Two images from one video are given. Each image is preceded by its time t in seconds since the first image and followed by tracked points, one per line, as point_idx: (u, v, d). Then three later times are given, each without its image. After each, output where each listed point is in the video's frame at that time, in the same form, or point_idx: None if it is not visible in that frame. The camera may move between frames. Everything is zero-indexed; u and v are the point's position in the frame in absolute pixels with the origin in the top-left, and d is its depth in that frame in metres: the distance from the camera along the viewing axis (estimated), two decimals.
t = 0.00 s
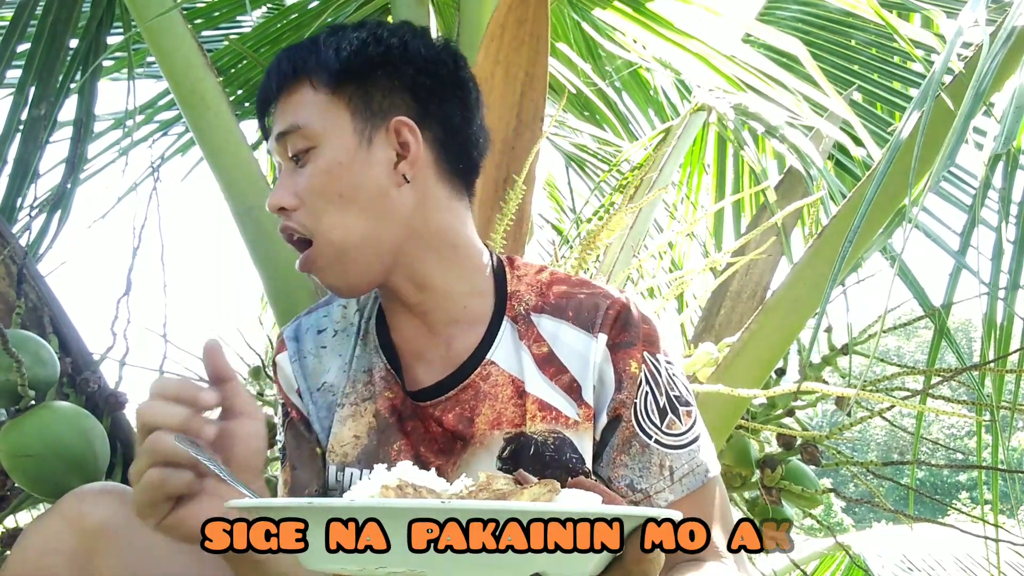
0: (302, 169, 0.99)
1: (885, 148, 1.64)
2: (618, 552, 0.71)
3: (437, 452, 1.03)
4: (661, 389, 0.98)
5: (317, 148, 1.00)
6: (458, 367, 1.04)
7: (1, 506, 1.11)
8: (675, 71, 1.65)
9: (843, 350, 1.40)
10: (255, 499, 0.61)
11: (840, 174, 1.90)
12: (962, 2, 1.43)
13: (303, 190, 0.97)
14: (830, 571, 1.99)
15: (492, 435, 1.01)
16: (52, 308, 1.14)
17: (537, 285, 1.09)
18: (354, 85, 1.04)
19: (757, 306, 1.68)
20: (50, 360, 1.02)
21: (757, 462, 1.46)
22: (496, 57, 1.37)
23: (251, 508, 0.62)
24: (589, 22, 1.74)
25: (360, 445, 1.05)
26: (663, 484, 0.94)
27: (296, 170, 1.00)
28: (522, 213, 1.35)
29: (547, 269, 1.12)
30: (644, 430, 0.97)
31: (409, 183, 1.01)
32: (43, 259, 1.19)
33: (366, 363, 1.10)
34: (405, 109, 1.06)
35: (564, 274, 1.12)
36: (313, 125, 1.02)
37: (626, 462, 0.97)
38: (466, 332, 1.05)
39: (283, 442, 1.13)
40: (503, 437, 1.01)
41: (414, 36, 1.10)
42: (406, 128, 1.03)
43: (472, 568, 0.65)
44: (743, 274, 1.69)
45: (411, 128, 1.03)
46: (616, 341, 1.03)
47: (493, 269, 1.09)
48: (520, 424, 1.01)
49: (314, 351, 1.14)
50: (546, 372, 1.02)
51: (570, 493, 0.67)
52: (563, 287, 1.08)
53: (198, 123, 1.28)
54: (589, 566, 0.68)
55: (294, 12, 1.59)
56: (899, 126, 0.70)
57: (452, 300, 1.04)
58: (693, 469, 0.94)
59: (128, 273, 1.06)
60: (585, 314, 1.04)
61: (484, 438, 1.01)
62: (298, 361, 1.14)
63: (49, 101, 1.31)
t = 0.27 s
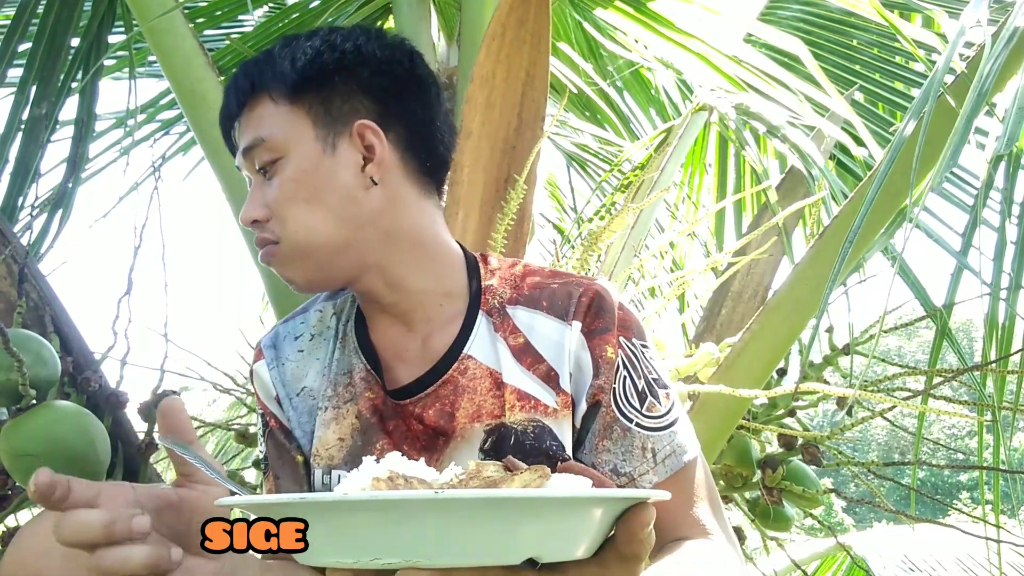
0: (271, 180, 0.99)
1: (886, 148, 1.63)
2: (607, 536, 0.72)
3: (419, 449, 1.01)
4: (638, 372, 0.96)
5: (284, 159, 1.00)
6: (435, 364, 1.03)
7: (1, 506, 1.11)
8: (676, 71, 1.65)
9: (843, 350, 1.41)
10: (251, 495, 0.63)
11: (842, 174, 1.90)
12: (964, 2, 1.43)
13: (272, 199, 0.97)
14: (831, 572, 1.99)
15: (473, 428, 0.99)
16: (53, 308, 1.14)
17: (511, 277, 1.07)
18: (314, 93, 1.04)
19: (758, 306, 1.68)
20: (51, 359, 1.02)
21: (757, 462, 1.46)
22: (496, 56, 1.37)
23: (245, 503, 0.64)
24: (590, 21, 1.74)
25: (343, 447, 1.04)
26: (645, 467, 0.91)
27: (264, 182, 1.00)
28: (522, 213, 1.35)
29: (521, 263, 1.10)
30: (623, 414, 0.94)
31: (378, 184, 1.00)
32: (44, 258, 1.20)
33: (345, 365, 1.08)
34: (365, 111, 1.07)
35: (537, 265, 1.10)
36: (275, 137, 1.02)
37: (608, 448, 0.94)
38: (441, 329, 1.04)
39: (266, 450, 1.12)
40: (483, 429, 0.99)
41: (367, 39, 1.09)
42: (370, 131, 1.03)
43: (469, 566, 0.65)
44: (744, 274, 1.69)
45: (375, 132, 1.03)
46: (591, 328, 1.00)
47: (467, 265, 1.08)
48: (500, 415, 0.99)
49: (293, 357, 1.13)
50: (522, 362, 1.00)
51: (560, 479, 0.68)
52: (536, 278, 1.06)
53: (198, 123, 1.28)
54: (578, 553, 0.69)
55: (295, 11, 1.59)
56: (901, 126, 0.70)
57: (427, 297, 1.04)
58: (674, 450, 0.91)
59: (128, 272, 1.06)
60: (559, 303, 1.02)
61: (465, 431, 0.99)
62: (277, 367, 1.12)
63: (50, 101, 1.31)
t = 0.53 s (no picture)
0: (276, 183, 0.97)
1: (887, 148, 1.63)
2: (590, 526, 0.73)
3: (418, 449, 1.02)
4: (636, 370, 0.97)
5: (289, 161, 0.97)
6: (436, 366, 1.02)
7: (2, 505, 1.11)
8: (677, 71, 1.65)
9: (844, 350, 1.41)
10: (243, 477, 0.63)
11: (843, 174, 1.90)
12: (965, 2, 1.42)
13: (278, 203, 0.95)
14: (831, 571, 1.99)
15: (473, 428, 0.99)
16: (53, 307, 1.14)
17: (510, 277, 1.07)
18: (315, 95, 1.02)
19: (759, 306, 1.68)
20: (51, 359, 1.02)
21: (758, 462, 1.46)
22: (497, 56, 1.37)
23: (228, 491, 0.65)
24: (591, 21, 1.74)
25: (341, 447, 1.04)
26: (642, 464, 0.92)
27: (268, 184, 0.98)
28: (523, 213, 1.35)
29: (519, 263, 1.10)
30: (621, 413, 0.95)
31: (382, 187, 0.99)
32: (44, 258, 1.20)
33: (344, 365, 1.09)
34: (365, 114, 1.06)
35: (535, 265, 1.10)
36: (279, 138, 0.99)
37: (605, 445, 0.95)
38: (443, 332, 1.04)
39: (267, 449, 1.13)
40: (482, 429, 0.99)
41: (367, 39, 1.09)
42: (374, 133, 1.02)
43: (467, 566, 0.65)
44: (744, 274, 1.68)
45: (382, 132, 1.02)
46: (589, 326, 1.01)
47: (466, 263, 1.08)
48: (500, 414, 0.99)
49: (293, 357, 1.13)
50: (521, 361, 1.01)
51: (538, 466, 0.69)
52: (535, 277, 1.06)
53: (198, 122, 1.28)
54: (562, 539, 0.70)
55: (296, 11, 1.59)
56: (903, 127, 0.70)
57: (428, 299, 1.03)
58: (672, 448, 0.91)
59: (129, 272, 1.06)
60: (558, 302, 1.03)
61: (465, 431, 0.99)
62: (276, 367, 1.13)
63: (50, 101, 1.31)
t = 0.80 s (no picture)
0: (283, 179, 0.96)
1: (886, 148, 1.63)
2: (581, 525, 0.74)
3: (419, 452, 1.01)
4: (639, 374, 0.96)
5: (299, 156, 0.97)
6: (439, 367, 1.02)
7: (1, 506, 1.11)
8: (676, 71, 1.65)
9: (843, 350, 1.41)
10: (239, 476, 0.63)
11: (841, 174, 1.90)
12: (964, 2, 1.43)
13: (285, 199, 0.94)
14: (831, 571, 1.99)
15: (475, 431, 0.99)
16: (52, 308, 1.14)
17: (513, 278, 1.07)
18: (328, 91, 1.02)
19: (758, 306, 1.68)
20: (50, 359, 1.02)
21: (757, 462, 1.46)
22: (496, 56, 1.37)
23: (216, 492, 0.66)
24: (590, 21, 1.74)
25: (342, 448, 1.04)
26: (644, 469, 0.91)
27: (276, 179, 0.96)
28: (522, 213, 1.35)
29: (522, 263, 1.10)
30: (624, 417, 0.94)
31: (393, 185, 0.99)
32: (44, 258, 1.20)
33: (344, 365, 1.08)
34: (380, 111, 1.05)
35: (540, 266, 1.10)
36: (290, 133, 0.98)
37: (608, 450, 0.94)
38: (446, 332, 1.04)
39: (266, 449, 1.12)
40: (485, 432, 0.99)
41: (379, 35, 1.09)
42: (386, 131, 1.02)
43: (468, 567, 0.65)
44: (744, 274, 1.68)
45: (394, 129, 1.02)
46: (593, 329, 1.00)
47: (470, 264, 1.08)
48: (502, 417, 0.99)
49: (293, 356, 1.13)
50: (525, 364, 1.00)
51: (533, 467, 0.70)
52: (539, 279, 1.06)
53: (198, 122, 1.28)
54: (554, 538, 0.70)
55: (294, 12, 1.59)
56: (900, 125, 0.70)
57: (433, 299, 1.03)
58: (675, 453, 0.91)
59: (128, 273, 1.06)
60: (562, 304, 1.02)
61: (467, 434, 0.99)
62: (276, 366, 1.12)
63: (50, 101, 1.31)
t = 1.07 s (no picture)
0: (298, 174, 0.96)
1: (886, 148, 1.63)
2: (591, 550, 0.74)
3: (429, 461, 1.02)
4: (650, 389, 0.98)
5: (316, 154, 0.97)
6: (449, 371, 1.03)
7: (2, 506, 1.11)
8: (676, 71, 1.65)
9: (844, 350, 1.40)
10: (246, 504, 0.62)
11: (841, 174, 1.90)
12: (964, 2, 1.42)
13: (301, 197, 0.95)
14: (831, 571, 1.99)
15: (485, 440, 1.00)
16: (53, 308, 1.14)
17: (525, 284, 1.07)
18: (346, 84, 1.03)
19: (758, 307, 1.68)
20: (50, 359, 1.02)
21: (757, 462, 1.46)
22: (496, 56, 1.37)
23: (219, 518, 0.65)
24: (590, 22, 1.74)
25: (347, 453, 1.04)
26: (654, 485, 0.94)
27: (290, 174, 0.97)
28: (522, 213, 1.35)
29: (533, 267, 1.11)
30: (635, 431, 0.97)
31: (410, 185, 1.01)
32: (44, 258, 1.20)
33: (351, 368, 1.08)
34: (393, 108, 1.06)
35: (551, 271, 1.11)
36: (308, 129, 0.99)
37: (617, 464, 0.97)
38: (456, 336, 1.05)
39: (269, 451, 1.11)
40: (494, 442, 1.00)
41: (402, 30, 1.10)
42: (405, 129, 1.03)
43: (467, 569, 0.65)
44: (744, 274, 1.68)
45: (412, 130, 1.04)
46: (606, 341, 1.02)
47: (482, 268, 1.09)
48: (512, 428, 1.00)
49: (299, 357, 1.13)
50: (536, 374, 1.02)
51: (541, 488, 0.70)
52: (550, 286, 1.07)
53: (199, 122, 1.28)
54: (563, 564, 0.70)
55: (295, 12, 1.59)
56: (902, 126, 0.70)
57: (444, 302, 1.05)
58: (684, 470, 0.94)
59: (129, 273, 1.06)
60: (574, 313, 1.04)
61: (476, 443, 1.00)
62: (282, 368, 1.12)
63: (50, 101, 1.31)
